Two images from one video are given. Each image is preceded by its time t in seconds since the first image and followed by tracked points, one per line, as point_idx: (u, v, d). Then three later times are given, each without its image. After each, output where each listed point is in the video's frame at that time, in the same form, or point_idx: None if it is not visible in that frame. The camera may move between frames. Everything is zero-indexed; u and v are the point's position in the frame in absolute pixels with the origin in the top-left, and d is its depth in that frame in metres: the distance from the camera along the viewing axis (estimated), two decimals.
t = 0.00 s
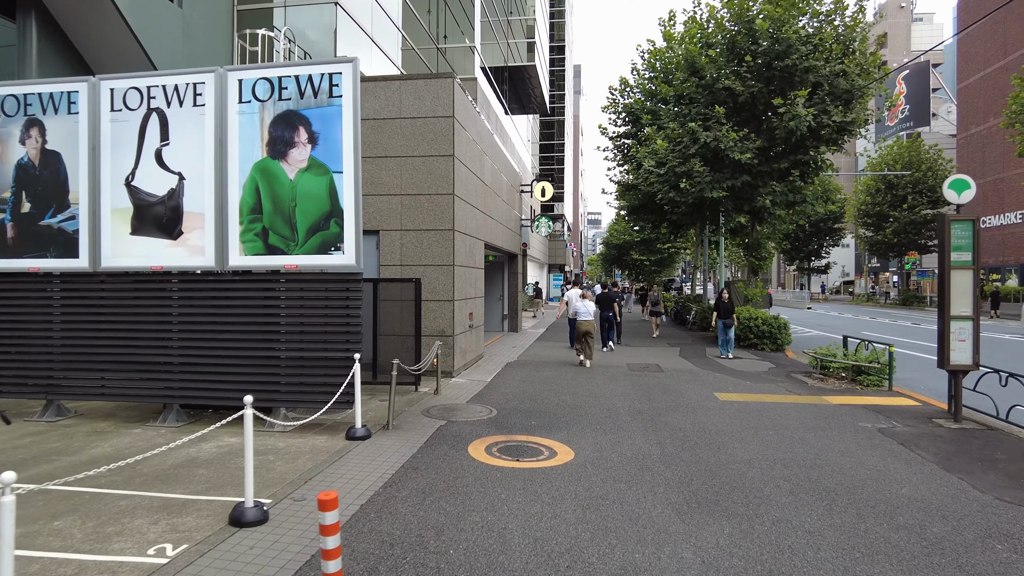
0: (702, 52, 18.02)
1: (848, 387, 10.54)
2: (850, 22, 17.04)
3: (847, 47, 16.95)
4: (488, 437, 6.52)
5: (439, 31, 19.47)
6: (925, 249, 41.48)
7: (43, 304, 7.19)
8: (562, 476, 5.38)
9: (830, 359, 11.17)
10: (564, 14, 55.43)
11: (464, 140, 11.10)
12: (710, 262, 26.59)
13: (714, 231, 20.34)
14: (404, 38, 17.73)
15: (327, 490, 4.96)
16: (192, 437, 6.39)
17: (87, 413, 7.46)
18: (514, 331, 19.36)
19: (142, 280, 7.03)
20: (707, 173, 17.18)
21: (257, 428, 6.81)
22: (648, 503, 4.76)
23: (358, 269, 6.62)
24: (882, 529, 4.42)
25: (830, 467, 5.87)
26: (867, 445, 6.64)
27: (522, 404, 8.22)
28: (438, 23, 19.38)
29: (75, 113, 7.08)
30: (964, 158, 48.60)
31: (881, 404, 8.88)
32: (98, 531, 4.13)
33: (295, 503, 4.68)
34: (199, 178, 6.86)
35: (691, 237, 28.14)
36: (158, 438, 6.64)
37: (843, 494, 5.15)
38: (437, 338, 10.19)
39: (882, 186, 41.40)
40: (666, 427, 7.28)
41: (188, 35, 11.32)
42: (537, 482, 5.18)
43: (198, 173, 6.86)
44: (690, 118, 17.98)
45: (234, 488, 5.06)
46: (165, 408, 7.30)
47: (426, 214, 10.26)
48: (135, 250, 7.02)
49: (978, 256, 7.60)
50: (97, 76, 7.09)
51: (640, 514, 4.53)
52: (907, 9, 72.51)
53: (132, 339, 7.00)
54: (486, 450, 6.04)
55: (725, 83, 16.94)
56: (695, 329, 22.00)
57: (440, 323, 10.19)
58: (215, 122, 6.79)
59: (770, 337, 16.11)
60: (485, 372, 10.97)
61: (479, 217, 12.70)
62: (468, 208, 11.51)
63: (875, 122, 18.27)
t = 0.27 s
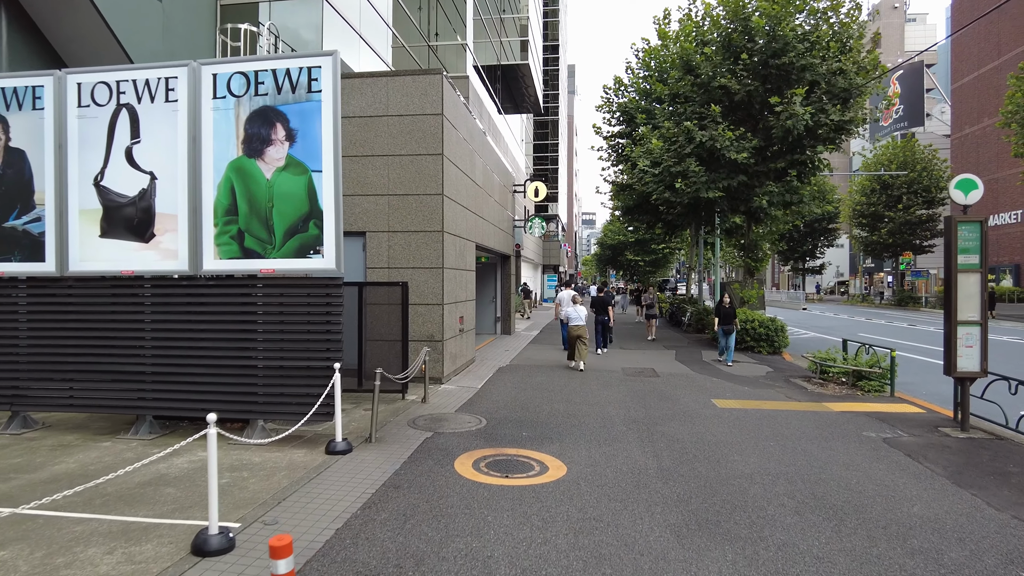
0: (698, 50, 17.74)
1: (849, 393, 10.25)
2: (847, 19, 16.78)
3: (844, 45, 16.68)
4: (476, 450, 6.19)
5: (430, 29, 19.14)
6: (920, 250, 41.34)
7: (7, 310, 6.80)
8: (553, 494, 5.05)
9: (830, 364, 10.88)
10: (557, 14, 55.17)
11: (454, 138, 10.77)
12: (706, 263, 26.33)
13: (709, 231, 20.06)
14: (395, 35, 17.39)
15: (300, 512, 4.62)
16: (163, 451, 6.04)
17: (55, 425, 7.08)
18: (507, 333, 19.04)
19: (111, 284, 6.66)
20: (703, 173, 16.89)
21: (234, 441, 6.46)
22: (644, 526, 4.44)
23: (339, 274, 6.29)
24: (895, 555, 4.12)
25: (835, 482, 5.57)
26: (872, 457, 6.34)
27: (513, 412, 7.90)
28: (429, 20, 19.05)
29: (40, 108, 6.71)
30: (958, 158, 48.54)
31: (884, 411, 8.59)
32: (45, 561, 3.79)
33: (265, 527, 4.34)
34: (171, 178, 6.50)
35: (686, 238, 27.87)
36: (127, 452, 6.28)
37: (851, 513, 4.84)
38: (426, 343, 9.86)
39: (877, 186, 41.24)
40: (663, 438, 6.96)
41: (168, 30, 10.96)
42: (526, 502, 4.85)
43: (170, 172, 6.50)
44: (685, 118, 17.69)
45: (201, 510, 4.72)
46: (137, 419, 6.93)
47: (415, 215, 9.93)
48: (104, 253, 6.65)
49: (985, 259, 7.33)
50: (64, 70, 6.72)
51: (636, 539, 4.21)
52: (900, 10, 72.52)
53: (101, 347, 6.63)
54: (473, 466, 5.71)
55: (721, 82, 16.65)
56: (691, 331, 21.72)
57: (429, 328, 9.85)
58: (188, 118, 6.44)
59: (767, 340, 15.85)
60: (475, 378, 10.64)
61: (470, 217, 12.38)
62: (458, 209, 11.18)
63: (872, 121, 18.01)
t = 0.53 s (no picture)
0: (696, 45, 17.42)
1: (853, 395, 9.95)
2: (848, 13, 16.48)
3: (845, 39, 16.37)
4: (467, 457, 5.86)
5: (424, 23, 18.76)
6: (918, 248, 41.12)
7: None
8: (547, 506, 4.72)
9: (833, 365, 10.56)
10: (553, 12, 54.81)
11: (446, 132, 10.43)
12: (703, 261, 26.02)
13: (707, 229, 19.75)
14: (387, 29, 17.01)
15: (275, 527, 4.28)
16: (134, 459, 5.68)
17: (23, 432, 6.70)
18: (502, 333, 18.71)
19: (82, 283, 6.29)
20: (702, 170, 16.56)
21: (210, 448, 6.11)
22: (646, 543, 4.11)
23: (323, 271, 5.95)
24: (917, 573, 3.80)
25: (847, 492, 5.25)
26: (884, 464, 6.03)
27: (506, 416, 7.56)
28: (423, 15, 18.68)
29: (6, 96, 6.32)
30: (955, 157, 48.35)
31: (891, 414, 8.28)
32: None
33: (236, 544, 4.01)
34: (144, 170, 6.14)
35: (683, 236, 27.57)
36: (98, 461, 5.92)
37: (866, 526, 4.52)
38: (417, 344, 9.52)
39: (875, 184, 41.00)
40: (663, 444, 6.64)
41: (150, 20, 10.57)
42: (519, 516, 4.51)
43: (144, 163, 6.14)
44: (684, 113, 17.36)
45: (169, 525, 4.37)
46: (110, 425, 6.56)
47: (406, 211, 9.59)
48: (74, 250, 6.28)
49: (999, 257, 7.04)
50: (31, 55, 6.34)
51: (638, 557, 3.88)
52: (897, 9, 72.35)
53: (71, 349, 6.26)
54: (463, 475, 5.36)
55: (720, 77, 16.33)
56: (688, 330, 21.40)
57: (420, 328, 9.51)
58: (163, 107, 6.08)
59: (767, 340, 15.55)
60: (468, 379, 10.31)
61: (464, 214, 12.04)
62: (451, 206, 10.84)
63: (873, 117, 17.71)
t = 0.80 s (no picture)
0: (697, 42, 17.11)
1: (860, 400, 9.64)
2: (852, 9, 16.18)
3: (848, 36, 16.07)
4: (459, 470, 5.54)
5: (420, 19, 18.42)
6: (919, 248, 40.87)
7: None
8: (543, 526, 4.41)
9: (839, 369, 10.24)
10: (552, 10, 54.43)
11: (441, 129, 10.11)
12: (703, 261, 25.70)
13: (708, 229, 19.45)
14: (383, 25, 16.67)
15: (249, 551, 3.96)
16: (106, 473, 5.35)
17: None
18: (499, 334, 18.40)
19: (53, 285, 5.95)
20: (703, 168, 16.25)
21: (188, 460, 5.78)
22: (650, 569, 3.80)
23: (307, 273, 5.63)
24: None
25: (862, 508, 4.94)
26: (898, 476, 5.73)
27: (502, 424, 7.24)
28: (419, 11, 18.34)
29: None
30: (956, 156, 48.08)
31: (901, 421, 7.96)
32: None
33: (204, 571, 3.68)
34: (119, 166, 5.81)
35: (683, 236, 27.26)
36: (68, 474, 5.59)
37: (885, 549, 4.21)
38: (410, 348, 9.19)
39: (876, 184, 40.73)
40: (666, 454, 6.33)
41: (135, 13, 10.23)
42: (512, 537, 4.20)
43: (118, 159, 5.81)
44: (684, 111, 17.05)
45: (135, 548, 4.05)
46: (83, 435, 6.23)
47: (399, 209, 9.27)
48: (45, 251, 5.94)
49: (1016, 258, 6.73)
50: None
51: None
52: (896, 8, 72.12)
53: (42, 355, 5.92)
54: (455, 491, 5.04)
55: (721, 74, 16.02)
56: (689, 332, 21.08)
57: (414, 331, 9.18)
58: (138, 99, 5.75)
59: (769, 342, 15.24)
60: (463, 383, 9.99)
61: (459, 213, 11.72)
62: (446, 204, 10.52)
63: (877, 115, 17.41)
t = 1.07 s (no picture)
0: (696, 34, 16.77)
1: (867, 400, 9.32)
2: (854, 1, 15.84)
3: (851, 28, 15.72)
4: (448, 479, 5.19)
5: (415, 12, 18.04)
6: (919, 246, 40.60)
7: None
8: (536, 540, 4.08)
9: (845, 368, 9.91)
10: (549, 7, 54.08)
11: (433, 120, 9.77)
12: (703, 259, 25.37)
13: (708, 226, 19.14)
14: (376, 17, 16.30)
15: (213, 570, 3.62)
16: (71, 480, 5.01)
17: None
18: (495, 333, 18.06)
19: (16, 281, 5.59)
20: (702, 163, 15.93)
21: (160, 467, 5.44)
22: None
23: (285, 268, 5.28)
24: None
25: (877, 519, 4.62)
26: (912, 483, 5.41)
27: (495, 428, 6.90)
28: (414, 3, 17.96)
29: None
30: (956, 154, 47.75)
31: (912, 423, 7.63)
32: None
33: None
34: (86, 155, 5.45)
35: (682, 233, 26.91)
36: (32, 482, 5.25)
37: (905, 566, 3.89)
38: (401, 347, 8.85)
39: (875, 181, 40.45)
40: (667, 460, 6.00)
41: None
42: (502, 553, 3.88)
43: (85, 147, 5.45)
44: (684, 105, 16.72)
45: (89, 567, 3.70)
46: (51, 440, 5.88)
47: (389, 203, 8.93)
48: (9, 244, 5.59)
49: None
50: None
51: None
52: (896, 5, 71.75)
53: (5, 355, 5.57)
54: (442, 501, 4.71)
55: (721, 67, 15.69)
56: (688, 330, 20.75)
57: (405, 331, 8.85)
58: (106, 84, 5.40)
59: (770, 341, 14.92)
60: (456, 383, 9.67)
61: (454, 209, 11.40)
62: (440, 199, 10.18)
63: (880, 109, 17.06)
